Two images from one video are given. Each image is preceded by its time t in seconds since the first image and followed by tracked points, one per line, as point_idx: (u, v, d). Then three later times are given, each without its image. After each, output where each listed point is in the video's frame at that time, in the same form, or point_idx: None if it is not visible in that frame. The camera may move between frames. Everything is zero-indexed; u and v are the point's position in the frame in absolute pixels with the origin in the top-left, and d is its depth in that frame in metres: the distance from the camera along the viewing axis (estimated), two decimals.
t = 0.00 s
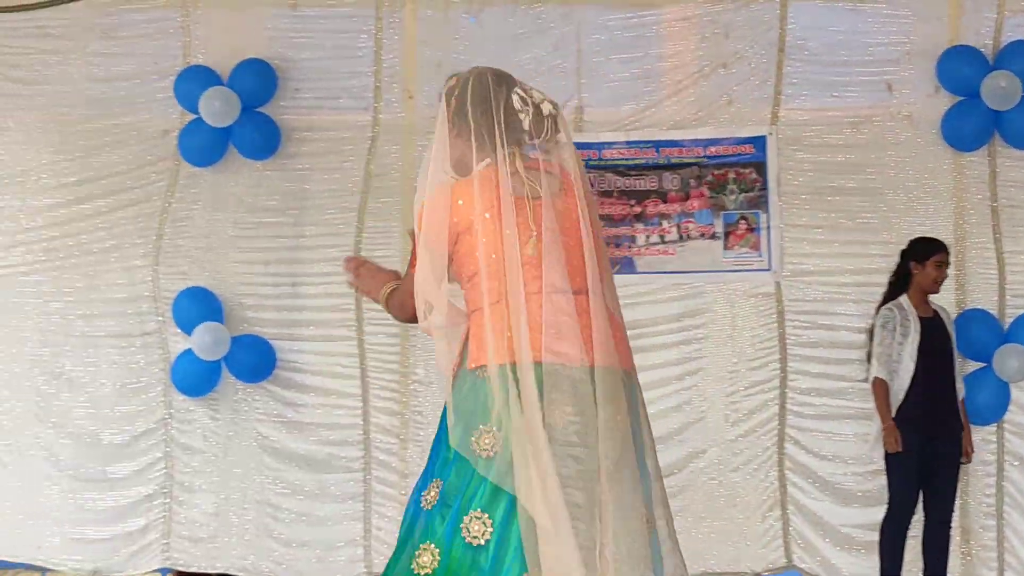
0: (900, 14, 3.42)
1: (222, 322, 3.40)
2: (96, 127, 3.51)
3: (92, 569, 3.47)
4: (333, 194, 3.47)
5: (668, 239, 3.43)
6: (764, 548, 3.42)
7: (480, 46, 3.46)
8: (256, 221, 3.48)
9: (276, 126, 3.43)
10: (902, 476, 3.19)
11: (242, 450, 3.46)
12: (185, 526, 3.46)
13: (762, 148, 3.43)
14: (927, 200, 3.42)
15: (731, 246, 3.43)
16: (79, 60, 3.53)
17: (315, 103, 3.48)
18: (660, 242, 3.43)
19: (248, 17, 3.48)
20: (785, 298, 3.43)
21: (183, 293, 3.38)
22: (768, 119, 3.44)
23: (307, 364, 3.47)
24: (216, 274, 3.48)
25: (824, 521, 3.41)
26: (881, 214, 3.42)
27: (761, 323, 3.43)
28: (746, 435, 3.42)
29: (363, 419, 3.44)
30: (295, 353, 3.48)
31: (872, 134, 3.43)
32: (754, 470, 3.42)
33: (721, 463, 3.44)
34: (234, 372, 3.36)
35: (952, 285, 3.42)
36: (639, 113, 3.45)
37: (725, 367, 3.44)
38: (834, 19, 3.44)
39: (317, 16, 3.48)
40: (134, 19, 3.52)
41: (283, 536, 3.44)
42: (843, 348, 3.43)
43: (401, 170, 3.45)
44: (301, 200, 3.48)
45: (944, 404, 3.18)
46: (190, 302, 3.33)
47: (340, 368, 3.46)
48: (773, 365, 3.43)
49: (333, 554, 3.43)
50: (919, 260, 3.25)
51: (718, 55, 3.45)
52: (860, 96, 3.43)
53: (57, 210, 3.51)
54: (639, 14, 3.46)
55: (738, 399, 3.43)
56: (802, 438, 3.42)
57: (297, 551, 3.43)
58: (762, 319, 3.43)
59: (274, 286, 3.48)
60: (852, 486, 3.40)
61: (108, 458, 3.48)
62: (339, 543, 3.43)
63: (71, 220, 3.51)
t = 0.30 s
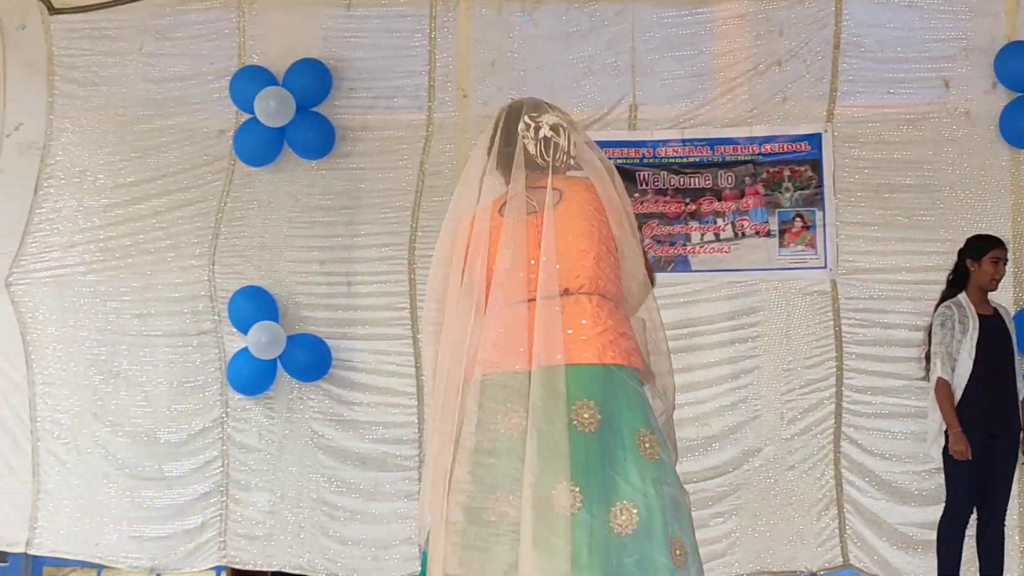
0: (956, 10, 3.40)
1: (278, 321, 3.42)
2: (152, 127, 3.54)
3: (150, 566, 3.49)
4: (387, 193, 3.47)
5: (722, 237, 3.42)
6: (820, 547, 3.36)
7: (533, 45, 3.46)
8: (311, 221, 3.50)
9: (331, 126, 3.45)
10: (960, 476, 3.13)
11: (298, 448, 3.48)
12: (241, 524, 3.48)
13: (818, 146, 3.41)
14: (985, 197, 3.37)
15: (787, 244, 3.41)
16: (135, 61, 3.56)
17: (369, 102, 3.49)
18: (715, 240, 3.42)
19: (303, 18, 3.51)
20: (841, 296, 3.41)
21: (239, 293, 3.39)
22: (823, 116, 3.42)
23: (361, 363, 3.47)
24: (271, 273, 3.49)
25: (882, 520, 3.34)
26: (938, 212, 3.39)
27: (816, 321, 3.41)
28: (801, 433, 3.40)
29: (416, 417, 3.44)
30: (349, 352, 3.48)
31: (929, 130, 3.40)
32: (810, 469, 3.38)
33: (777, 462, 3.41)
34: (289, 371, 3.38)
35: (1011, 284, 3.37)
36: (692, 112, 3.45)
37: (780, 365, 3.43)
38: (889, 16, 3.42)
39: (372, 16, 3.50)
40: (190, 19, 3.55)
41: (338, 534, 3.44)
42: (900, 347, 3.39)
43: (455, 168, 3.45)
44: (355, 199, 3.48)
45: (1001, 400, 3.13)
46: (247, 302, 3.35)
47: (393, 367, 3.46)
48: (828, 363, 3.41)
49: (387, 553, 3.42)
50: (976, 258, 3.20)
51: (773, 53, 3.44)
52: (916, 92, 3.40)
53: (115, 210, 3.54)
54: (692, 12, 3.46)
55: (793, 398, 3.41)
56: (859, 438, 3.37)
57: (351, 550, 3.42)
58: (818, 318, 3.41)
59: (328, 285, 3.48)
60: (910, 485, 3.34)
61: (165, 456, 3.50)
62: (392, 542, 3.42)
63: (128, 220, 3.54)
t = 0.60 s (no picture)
0: (983, 8, 3.39)
1: (302, 321, 3.42)
2: (178, 128, 3.55)
3: (175, 566, 3.50)
4: (412, 193, 3.48)
5: (748, 236, 3.40)
6: (845, 547, 3.36)
7: (558, 45, 3.46)
8: (336, 221, 3.50)
9: (356, 126, 3.45)
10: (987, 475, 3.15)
11: (323, 448, 3.48)
12: (266, 523, 3.48)
13: (843, 145, 3.40)
14: (1012, 196, 3.35)
15: (812, 243, 3.39)
16: (160, 61, 3.57)
17: (394, 102, 3.49)
18: (740, 239, 3.40)
19: (328, 18, 3.51)
20: (866, 296, 3.40)
21: (264, 293, 3.40)
22: (849, 115, 3.42)
23: (386, 363, 3.47)
24: (296, 274, 3.49)
25: (907, 521, 3.33)
26: (964, 211, 3.37)
27: (842, 321, 3.41)
28: (827, 433, 3.39)
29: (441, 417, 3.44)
30: (374, 352, 3.48)
31: (955, 130, 3.38)
32: (836, 469, 3.38)
33: (802, 462, 3.40)
34: (315, 371, 3.38)
35: None
36: (717, 111, 3.44)
37: (804, 365, 3.43)
38: (915, 14, 3.41)
39: (397, 16, 3.50)
40: (216, 20, 3.56)
41: (362, 534, 3.44)
42: (927, 347, 3.37)
43: (479, 169, 3.46)
44: (380, 199, 3.49)
45: None
46: (273, 303, 3.35)
47: (417, 366, 3.46)
48: (854, 363, 3.40)
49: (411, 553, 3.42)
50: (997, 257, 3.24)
51: (799, 52, 3.43)
52: (942, 91, 3.39)
53: (141, 210, 3.55)
54: (717, 11, 3.45)
55: (819, 398, 3.41)
56: (885, 437, 3.36)
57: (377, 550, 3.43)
58: (843, 317, 3.41)
59: (353, 285, 3.49)
60: (935, 486, 3.32)
61: (191, 456, 3.51)
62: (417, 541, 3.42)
63: (153, 220, 3.54)
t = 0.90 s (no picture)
0: (976, 14, 3.39)
1: (295, 326, 3.42)
2: (170, 131, 3.54)
3: (167, 571, 3.48)
4: (405, 197, 3.47)
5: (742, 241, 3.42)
6: (838, 553, 3.35)
7: (553, 49, 3.45)
8: (329, 225, 3.49)
9: (349, 130, 3.44)
10: (980, 483, 3.16)
11: (315, 453, 3.47)
12: (259, 529, 3.47)
13: (837, 150, 3.41)
14: (1004, 202, 3.36)
15: (806, 248, 3.39)
16: (153, 65, 3.56)
17: (388, 107, 3.49)
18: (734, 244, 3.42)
19: (321, 22, 3.50)
20: (860, 302, 3.40)
21: (257, 297, 3.39)
22: (843, 121, 3.41)
23: (379, 367, 3.48)
24: (289, 278, 3.49)
25: (900, 526, 3.32)
26: (958, 216, 3.37)
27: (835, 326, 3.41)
28: (820, 438, 3.38)
29: (434, 422, 3.44)
30: (367, 356, 3.49)
31: (949, 135, 3.38)
32: (829, 475, 3.37)
33: (795, 467, 3.40)
34: (308, 376, 3.38)
35: None
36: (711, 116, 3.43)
37: (797, 370, 3.43)
38: (909, 20, 3.41)
39: (390, 20, 3.50)
40: (208, 24, 3.55)
41: (356, 538, 3.45)
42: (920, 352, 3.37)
43: (473, 173, 3.46)
44: (373, 203, 3.48)
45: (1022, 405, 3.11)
46: (266, 307, 3.35)
47: (410, 371, 3.47)
48: (847, 368, 3.40)
49: (404, 558, 3.43)
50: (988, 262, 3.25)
51: (792, 57, 3.43)
52: (935, 97, 3.39)
53: (133, 214, 3.54)
54: (711, 16, 3.44)
55: (812, 403, 3.40)
56: (878, 442, 3.35)
57: (370, 554, 3.44)
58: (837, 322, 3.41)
59: (346, 289, 3.49)
60: (928, 491, 3.31)
61: (183, 460, 3.50)
62: (410, 546, 3.43)
63: (146, 224, 3.53)
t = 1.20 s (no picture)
0: (943, 20, 3.40)
1: (262, 329, 3.41)
2: (137, 134, 3.53)
3: None
4: (373, 201, 3.47)
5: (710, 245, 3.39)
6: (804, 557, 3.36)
7: (521, 53, 3.46)
8: (297, 228, 3.49)
9: (317, 133, 3.43)
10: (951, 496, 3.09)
11: (283, 457, 3.47)
12: (226, 532, 3.46)
13: (804, 155, 3.42)
14: (969, 207, 3.38)
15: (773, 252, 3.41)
16: (120, 67, 3.55)
17: (356, 110, 3.49)
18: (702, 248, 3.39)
19: (290, 25, 3.50)
20: (826, 306, 3.41)
21: (224, 301, 3.38)
22: (810, 125, 3.42)
23: (346, 371, 3.47)
24: (256, 282, 3.48)
25: (866, 530, 3.34)
26: (924, 221, 3.39)
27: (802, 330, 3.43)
28: (786, 442, 3.40)
29: (402, 425, 3.45)
30: (335, 360, 3.48)
31: (915, 140, 3.40)
32: (795, 479, 3.38)
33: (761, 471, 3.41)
34: (275, 379, 3.37)
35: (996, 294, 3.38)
36: (680, 120, 3.42)
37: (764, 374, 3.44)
38: (876, 25, 3.43)
39: (359, 23, 3.49)
40: (176, 26, 3.53)
41: (324, 543, 3.45)
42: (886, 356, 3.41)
43: (441, 177, 3.46)
44: (341, 207, 3.48)
45: (986, 409, 3.10)
46: (232, 310, 3.34)
47: (378, 374, 3.46)
48: (813, 373, 3.41)
49: (372, 561, 3.43)
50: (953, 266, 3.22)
51: (760, 62, 3.43)
52: (902, 102, 3.40)
53: (100, 217, 3.53)
54: (680, 20, 3.45)
55: (779, 407, 3.41)
56: (845, 446, 3.37)
57: (338, 558, 3.44)
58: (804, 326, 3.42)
59: (313, 293, 3.48)
60: (893, 495, 3.33)
61: (150, 464, 3.49)
62: (378, 550, 3.43)
63: (112, 227, 3.52)
